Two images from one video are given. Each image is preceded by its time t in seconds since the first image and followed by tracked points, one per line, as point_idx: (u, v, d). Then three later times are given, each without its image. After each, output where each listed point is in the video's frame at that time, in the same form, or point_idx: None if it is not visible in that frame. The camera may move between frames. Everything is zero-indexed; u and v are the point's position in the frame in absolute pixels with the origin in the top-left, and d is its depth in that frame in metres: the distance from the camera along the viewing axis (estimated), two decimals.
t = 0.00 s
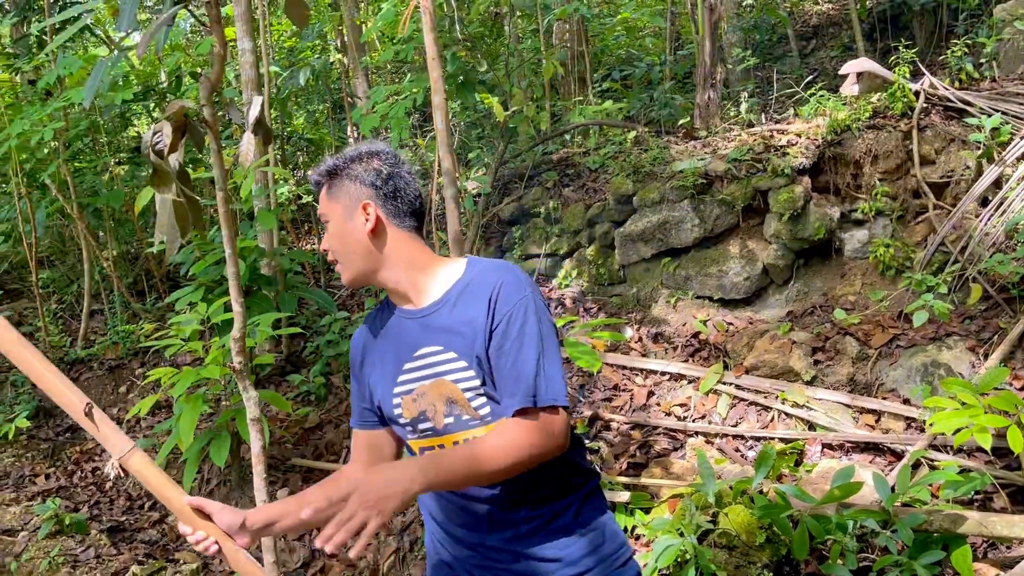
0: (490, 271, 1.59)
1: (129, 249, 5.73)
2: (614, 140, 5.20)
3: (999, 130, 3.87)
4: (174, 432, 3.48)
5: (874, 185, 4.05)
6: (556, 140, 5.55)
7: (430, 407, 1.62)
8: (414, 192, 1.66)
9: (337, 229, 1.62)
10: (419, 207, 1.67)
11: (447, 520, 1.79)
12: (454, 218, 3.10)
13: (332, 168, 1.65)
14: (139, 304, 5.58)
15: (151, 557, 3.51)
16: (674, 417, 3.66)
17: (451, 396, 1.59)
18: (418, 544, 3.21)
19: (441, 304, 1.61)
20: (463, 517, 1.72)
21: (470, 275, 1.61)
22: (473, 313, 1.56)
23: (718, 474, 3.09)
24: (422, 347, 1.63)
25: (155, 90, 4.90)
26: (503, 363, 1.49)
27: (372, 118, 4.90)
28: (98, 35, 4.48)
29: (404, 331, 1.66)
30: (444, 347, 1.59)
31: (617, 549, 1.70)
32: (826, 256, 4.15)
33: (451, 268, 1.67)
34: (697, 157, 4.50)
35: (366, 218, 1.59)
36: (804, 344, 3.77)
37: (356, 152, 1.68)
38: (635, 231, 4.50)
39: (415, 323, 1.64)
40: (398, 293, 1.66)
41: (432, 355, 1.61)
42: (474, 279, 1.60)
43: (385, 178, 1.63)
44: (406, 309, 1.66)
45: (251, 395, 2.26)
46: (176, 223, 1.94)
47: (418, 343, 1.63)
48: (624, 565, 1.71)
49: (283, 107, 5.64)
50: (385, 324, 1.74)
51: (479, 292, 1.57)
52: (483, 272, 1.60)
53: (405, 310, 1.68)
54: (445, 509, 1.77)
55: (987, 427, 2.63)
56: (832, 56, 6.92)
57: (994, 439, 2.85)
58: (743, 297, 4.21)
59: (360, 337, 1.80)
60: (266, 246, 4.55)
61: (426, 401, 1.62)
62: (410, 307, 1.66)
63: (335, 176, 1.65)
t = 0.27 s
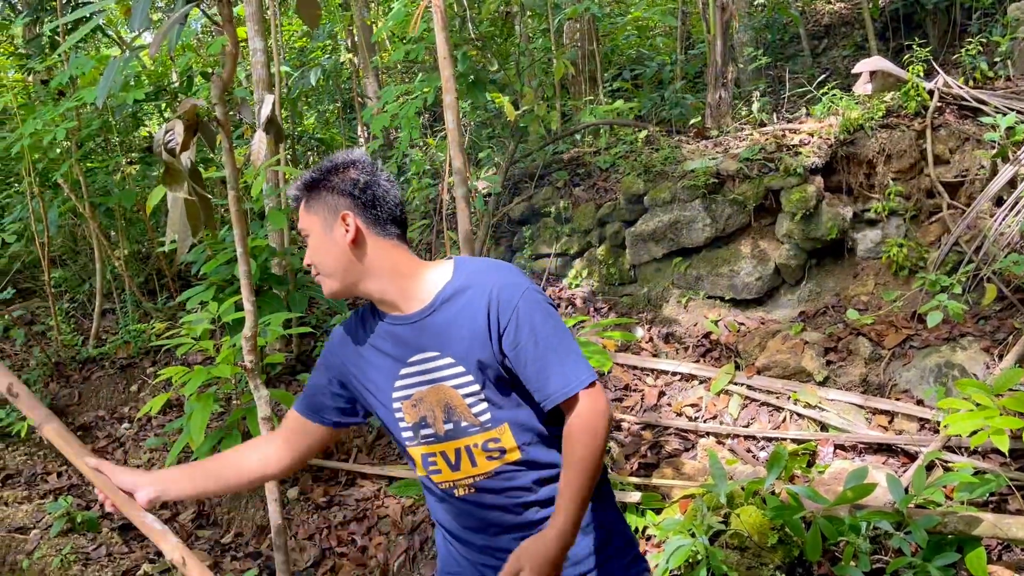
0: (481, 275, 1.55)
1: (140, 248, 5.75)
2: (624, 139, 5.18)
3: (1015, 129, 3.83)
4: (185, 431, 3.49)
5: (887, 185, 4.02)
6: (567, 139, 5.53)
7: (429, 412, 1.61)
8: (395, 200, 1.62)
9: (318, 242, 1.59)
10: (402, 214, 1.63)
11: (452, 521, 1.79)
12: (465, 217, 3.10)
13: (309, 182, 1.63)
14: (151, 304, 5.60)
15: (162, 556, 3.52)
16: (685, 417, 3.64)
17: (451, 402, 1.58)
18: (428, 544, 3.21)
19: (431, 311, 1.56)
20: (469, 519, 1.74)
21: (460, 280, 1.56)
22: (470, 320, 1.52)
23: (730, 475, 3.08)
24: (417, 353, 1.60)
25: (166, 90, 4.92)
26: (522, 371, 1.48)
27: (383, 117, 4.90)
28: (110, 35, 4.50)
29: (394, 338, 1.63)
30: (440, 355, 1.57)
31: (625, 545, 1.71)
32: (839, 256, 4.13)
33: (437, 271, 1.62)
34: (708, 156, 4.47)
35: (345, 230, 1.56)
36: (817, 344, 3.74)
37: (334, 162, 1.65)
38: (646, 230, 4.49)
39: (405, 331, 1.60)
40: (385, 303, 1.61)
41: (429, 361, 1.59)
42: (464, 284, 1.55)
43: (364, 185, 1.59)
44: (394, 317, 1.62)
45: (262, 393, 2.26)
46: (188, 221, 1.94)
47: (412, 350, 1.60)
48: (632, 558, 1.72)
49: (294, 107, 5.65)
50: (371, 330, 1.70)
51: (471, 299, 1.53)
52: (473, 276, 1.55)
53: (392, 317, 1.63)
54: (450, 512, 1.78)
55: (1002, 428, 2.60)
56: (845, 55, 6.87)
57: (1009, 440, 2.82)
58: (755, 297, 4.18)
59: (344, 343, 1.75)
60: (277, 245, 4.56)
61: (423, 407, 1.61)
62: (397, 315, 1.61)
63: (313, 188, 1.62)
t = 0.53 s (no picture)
0: (471, 277, 1.54)
1: (148, 248, 5.77)
2: (632, 139, 5.17)
3: None
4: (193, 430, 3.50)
5: (897, 185, 4.00)
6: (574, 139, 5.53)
7: (421, 418, 1.58)
8: (371, 210, 1.58)
9: (295, 262, 1.54)
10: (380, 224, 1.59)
11: (453, 523, 1.77)
12: (472, 217, 3.09)
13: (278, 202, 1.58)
14: (158, 303, 5.62)
15: (169, 554, 3.52)
16: (693, 418, 3.64)
17: (443, 406, 1.55)
18: (435, 543, 3.20)
19: (419, 316, 1.53)
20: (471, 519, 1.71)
21: (449, 284, 1.54)
22: (463, 323, 1.51)
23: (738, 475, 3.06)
24: (406, 359, 1.57)
25: (175, 89, 4.93)
26: (531, 366, 1.51)
27: (391, 117, 4.90)
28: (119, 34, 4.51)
29: (381, 344, 1.59)
30: (432, 359, 1.54)
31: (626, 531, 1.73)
32: (847, 256, 4.11)
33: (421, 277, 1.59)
34: (716, 156, 4.46)
35: (323, 247, 1.52)
36: (825, 344, 3.73)
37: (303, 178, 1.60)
38: (654, 230, 4.48)
39: (393, 337, 1.56)
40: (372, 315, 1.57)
41: (419, 366, 1.56)
42: (454, 286, 1.53)
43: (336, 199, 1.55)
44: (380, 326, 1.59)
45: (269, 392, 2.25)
46: (195, 220, 1.93)
47: (401, 355, 1.57)
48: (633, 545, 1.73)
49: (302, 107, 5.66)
50: (354, 338, 1.66)
51: (463, 301, 1.51)
52: (462, 279, 1.54)
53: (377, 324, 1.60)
54: (452, 513, 1.76)
55: (1012, 430, 2.58)
56: (853, 55, 6.85)
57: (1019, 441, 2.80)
58: (763, 298, 4.17)
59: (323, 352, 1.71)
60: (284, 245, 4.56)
61: (416, 412, 1.58)
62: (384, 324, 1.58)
63: (283, 207, 1.57)
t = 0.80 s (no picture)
0: (470, 279, 1.55)
1: (153, 247, 5.79)
2: (636, 139, 5.17)
3: None
4: (196, 429, 3.50)
5: (901, 185, 3.98)
6: (578, 139, 5.52)
7: (415, 423, 1.57)
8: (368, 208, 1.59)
9: (292, 262, 1.55)
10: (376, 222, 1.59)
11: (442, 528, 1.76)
12: (475, 217, 3.09)
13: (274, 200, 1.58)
14: (163, 302, 5.63)
15: (172, 553, 3.53)
16: (696, 418, 3.63)
17: (440, 410, 1.54)
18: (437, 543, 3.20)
19: (419, 317, 1.54)
20: (459, 521, 1.70)
21: (449, 285, 1.54)
22: (462, 324, 1.51)
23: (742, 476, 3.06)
24: (402, 362, 1.56)
25: (179, 89, 4.94)
26: (519, 372, 1.52)
27: (394, 117, 4.91)
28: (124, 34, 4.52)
29: (380, 347, 1.58)
30: (430, 362, 1.54)
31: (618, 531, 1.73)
32: (852, 257, 4.10)
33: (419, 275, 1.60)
34: (721, 156, 4.45)
35: (320, 246, 1.52)
36: (829, 345, 3.72)
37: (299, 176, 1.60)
38: (658, 231, 4.47)
39: (393, 340, 1.56)
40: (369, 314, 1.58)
41: (415, 369, 1.55)
42: (454, 288, 1.53)
43: (334, 197, 1.55)
44: (377, 328, 1.59)
45: (272, 392, 2.24)
46: (198, 220, 1.93)
47: (398, 359, 1.56)
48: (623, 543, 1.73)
49: (306, 106, 5.67)
50: (349, 345, 1.64)
51: (464, 303, 1.51)
52: (461, 281, 1.54)
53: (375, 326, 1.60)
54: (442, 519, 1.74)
55: (1016, 431, 2.57)
56: (858, 55, 6.83)
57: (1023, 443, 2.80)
58: (767, 298, 4.17)
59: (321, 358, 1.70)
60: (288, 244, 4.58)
61: (411, 418, 1.57)
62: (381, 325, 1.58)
63: (280, 206, 1.57)
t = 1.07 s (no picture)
0: (481, 275, 1.55)
1: (155, 247, 5.80)
2: (638, 139, 5.17)
3: None
4: (197, 429, 3.51)
5: (903, 186, 3.98)
6: (580, 140, 5.52)
7: (417, 416, 1.58)
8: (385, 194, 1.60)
9: (308, 240, 1.54)
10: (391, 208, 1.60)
11: (433, 524, 1.76)
12: (476, 217, 3.09)
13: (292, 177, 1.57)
14: (165, 301, 5.65)
15: (173, 553, 3.53)
16: (697, 419, 3.63)
17: (444, 404, 1.54)
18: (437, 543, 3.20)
19: (428, 310, 1.55)
20: (450, 517, 1.70)
21: (458, 279, 1.55)
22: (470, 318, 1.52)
23: (743, 477, 3.06)
24: (408, 354, 1.57)
25: (182, 89, 4.95)
26: (521, 369, 1.53)
27: (396, 117, 4.92)
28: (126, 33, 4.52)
29: (386, 339, 1.59)
30: (436, 356, 1.55)
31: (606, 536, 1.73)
32: (853, 257, 4.10)
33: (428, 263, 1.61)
34: (722, 157, 4.44)
35: (339, 228, 1.52)
36: (831, 346, 3.72)
37: (317, 156, 1.60)
38: (659, 231, 4.47)
39: (401, 331, 1.57)
40: (376, 299, 1.58)
41: (421, 362, 1.56)
42: (464, 283, 1.54)
43: (356, 180, 1.56)
44: (386, 316, 1.59)
45: (272, 391, 2.23)
46: (198, 219, 1.93)
47: (404, 351, 1.57)
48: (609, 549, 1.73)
49: (308, 107, 5.68)
50: (357, 334, 1.65)
51: (472, 298, 1.53)
52: (470, 276, 1.56)
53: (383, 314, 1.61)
54: (433, 515, 1.74)
55: (1017, 432, 2.57)
56: (860, 56, 6.83)
57: None
58: (768, 299, 4.16)
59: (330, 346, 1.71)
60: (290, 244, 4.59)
61: (414, 411, 1.58)
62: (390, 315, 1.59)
63: (298, 184, 1.57)
